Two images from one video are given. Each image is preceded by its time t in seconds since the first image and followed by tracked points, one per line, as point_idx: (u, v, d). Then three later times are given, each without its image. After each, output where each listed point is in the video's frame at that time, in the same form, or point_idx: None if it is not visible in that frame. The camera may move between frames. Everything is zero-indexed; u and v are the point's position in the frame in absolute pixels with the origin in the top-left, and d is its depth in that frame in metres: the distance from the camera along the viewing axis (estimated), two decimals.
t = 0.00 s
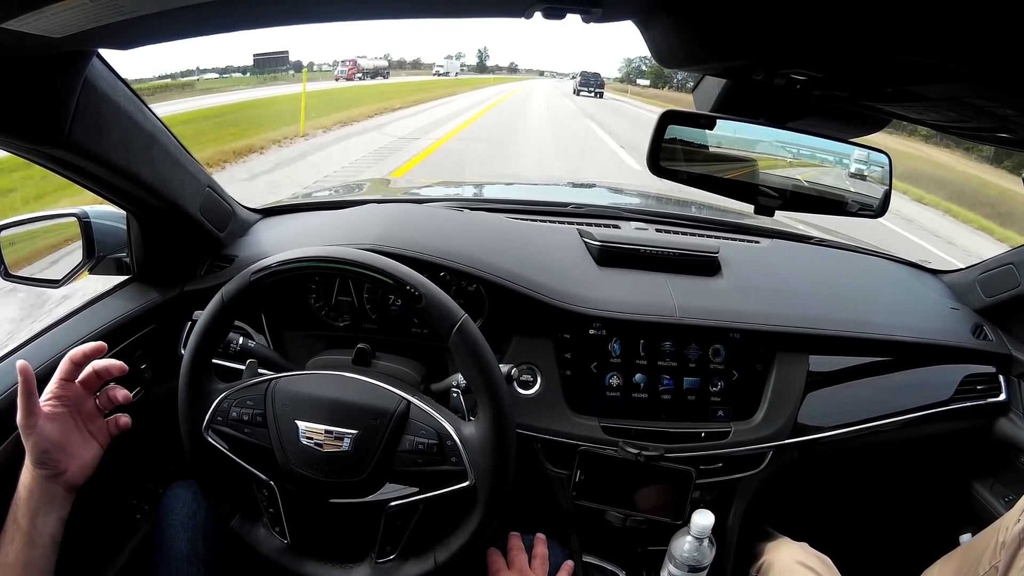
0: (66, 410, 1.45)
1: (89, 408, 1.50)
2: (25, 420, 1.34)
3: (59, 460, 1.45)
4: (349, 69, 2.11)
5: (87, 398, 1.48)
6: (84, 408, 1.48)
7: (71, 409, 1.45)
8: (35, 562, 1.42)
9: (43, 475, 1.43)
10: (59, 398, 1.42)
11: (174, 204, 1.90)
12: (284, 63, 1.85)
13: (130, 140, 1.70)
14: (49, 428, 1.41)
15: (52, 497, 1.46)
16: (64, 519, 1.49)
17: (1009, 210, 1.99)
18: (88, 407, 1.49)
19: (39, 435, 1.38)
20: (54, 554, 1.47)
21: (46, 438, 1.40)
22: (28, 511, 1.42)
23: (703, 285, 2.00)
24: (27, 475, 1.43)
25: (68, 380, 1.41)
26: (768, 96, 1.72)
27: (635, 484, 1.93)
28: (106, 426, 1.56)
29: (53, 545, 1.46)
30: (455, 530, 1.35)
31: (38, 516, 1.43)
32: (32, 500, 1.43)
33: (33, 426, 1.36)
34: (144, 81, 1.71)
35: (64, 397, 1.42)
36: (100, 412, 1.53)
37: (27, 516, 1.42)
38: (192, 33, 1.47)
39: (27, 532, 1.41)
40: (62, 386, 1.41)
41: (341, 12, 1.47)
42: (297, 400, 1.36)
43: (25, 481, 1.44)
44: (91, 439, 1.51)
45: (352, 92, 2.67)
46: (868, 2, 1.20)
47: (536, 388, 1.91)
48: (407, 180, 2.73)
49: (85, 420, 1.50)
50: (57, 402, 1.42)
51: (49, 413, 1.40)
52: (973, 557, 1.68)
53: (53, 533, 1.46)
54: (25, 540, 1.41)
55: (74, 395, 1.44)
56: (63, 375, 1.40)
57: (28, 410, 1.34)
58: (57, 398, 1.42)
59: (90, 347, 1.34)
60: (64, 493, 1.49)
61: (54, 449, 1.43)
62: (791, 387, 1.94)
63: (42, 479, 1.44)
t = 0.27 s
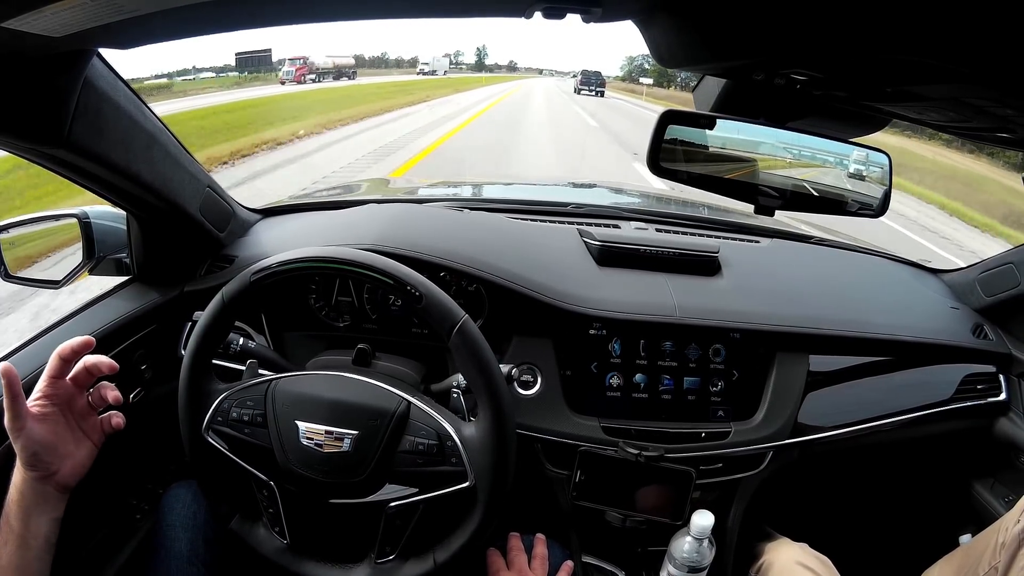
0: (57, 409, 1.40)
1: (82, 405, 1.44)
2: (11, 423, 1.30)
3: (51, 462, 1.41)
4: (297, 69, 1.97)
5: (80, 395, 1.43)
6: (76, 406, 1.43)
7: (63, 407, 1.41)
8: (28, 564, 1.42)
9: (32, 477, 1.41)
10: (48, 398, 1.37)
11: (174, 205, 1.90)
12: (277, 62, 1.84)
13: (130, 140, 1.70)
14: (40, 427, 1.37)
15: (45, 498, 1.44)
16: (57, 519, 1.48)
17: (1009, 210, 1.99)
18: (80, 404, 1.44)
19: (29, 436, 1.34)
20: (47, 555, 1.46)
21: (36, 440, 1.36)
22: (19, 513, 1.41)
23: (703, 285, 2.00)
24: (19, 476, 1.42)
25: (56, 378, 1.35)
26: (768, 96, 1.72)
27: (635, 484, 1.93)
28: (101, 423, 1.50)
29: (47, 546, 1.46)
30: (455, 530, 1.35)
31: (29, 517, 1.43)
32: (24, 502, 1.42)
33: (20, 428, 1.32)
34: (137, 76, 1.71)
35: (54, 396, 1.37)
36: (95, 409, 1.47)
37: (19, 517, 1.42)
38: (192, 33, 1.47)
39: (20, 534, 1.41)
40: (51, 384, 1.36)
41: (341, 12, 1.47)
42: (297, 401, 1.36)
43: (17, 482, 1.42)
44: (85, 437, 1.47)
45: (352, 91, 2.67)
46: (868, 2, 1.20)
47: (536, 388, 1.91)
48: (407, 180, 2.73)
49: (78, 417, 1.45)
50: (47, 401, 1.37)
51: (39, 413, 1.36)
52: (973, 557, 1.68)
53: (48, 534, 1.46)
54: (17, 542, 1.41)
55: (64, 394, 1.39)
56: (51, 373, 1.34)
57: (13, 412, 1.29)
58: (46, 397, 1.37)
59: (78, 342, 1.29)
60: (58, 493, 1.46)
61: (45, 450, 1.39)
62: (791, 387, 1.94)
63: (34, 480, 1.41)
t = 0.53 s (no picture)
0: (54, 408, 1.40)
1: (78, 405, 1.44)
2: (6, 423, 1.30)
3: (47, 462, 1.41)
4: (212, 75, 1.88)
5: (76, 394, 1.42)
6: (73, 405, 1.43)
7: (59, 406, 1.40)
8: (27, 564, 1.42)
9: (29, 477, 1.41)
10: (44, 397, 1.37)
11: (174, 205, 1.90)
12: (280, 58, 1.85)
13: (130, 140, 1.70)
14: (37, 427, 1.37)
15: (42, 498, 1.45)
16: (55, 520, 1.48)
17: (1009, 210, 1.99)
18: (77, 403, 1.44)
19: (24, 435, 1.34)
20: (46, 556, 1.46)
21: (31, 440, 1.36)
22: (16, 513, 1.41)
23: (703, 285, 2.00)
24: (16, 476, 1.42)
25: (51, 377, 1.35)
26: (768, 96, 1.72)
27: (635, 484, 1.93)
28: (99, 422, 1.50)
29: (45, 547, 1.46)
30: (455, 530, 1.35)
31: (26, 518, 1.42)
32: (21, 502, 1.42)
33: (16, 428, 1.32)
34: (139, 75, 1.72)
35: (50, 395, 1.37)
36: (92, 408, 1.47)
37: (16, 517, 1.42)
38: (192, 33, 1.47)
39: (17, 534, 1.41)
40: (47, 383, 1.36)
41: (341, 12, 1.47)
42: (297, 401, 1.36)
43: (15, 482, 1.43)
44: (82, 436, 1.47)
45: (352, 91, 2.67)
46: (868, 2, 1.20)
47: (536, 388, 1.91)
48: (407, 180, 2.73)
49: (75, 417, 1.44)
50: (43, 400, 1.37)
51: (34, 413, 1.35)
52: (973, 557, 1.68)
53: (46, 534, 1.46)
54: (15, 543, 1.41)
55: (60, 392, 1.38)
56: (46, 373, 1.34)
57: (8, 412, 1.29)
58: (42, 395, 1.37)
59: (73, 339, 1.27)
60: (55, 493, 1.46)
61: (41, 450, 1.39)
62: (791, 387, 1.94)
63: (31, 480, 1.42)
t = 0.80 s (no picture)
0: (48, 409, 1.40)
1: (74, 405, 1.44)
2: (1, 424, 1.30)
3: (42, 463, 1.41)
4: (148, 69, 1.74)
5: (70, 395, 1.42)
6: (67, 405, 1.43)
7: (54, 408, 1.40)
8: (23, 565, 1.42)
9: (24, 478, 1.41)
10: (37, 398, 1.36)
11: (174, 205, 1.90)
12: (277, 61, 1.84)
13: (130, 140, 1.70)
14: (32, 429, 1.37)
15: (38, 499, 1.45)
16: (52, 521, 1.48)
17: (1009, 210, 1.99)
18: (72, 404, 1.43)
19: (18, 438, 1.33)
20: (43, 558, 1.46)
21: (27, 441, 1.36)
22: (12, 515, 1.41)
23: (703, 285, 2.00)
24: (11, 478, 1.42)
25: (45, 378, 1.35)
26: (768, 96, 1.72)
27: (635, 484, 1.93)
28: (95, 423, 1.50)
29: (42, 548, 1.46)
30: (455, 530, 1.35)
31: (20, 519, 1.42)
32: (16, 504, 1.42)
33: (10, 430, 1.32)
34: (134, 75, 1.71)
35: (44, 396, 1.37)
36: (88, 409, 1.47)
37: (12, 519, 1.42)
38: (193, 33, 1.47)
39: (13, 535, 1.41)
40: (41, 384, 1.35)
41: (341, 12, 1.47)
42: (297, 401, 1.36)
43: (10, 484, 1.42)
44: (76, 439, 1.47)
45: (352, 91, 2.67)
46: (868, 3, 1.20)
47: (536, 388, 1.91)
48: (407, 180, 2.73)
49: (70, 417, 1.45)
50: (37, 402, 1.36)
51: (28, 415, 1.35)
52: (973, 557, 1.68)
53: (43, 535, 1.46)
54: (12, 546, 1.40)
55: (54, 393, 1.38)
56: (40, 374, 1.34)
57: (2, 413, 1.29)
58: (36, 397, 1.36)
59: (66, 339, 1.28)
60: (50, 494, 1.46)
61: (35, 451, 1.39)
62: (791, 387, 1.94)
63: (26, 481, 1.42)
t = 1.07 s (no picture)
0: (51, 413, 1.40)
1: (76, 409, 1.44)
2: (3, 431, 1.30)
3: (43, 466, 1.42)
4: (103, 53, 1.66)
5: (73, 399, 1.42)
6: (69, 410, 1.43)
7: (57, 412, 1.41)
8: (27, 565, 1.41)
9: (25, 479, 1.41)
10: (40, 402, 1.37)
11: (174, 205, 1.90)
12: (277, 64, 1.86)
13: (130, 140, 1.70)
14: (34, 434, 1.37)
15: (38, 499, 1.45)
16: (53, 521, 1.48)
17: (1009, 210, 1.99)
18: (75, 408, 1.44)
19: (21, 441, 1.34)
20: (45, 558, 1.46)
21: (29, 445, 1.36)
22: (12, 516, 1.41)
23: (703, 285, 2.00)
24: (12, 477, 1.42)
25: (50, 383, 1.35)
26: (768, 95, 1.72)
27: (636, 484, 1.93)
28: (97, 426, 1.50)
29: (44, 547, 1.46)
30: (455, 530, 1.35)
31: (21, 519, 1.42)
32: (16, 504, 1.42)
33: (14, 434, 1.32)
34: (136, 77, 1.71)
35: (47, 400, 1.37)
36: (91, 413, 1.47)
37: (13, 519, 1.42)
38: (194, 33, 1.47)
39: (14, 534, 1.40)
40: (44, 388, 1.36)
41: (341, 12, 1.48)
42: (297, 401, 1.36)
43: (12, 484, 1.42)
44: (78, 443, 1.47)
45: (353, 92, 2.67)
46: (868, 3, 1.20)
47: (536, 388, 1.91)
48: (407, 180, 2.73)
49: (73, 421, 1.45)
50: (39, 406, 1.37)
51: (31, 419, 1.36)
52: (974, 557, 1.68)
53: (43, 535, 1.46)
54: (13, 547, 1.40)
55: (56, 397, 1.39)
56: (44, 379, 1.34)
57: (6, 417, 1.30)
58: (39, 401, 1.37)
59: (72, 348, 1.28)
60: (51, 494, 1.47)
61: (38, 455, 1.39)
62: (791, 387, 1.94)
63: (26, 482, 1.42)
